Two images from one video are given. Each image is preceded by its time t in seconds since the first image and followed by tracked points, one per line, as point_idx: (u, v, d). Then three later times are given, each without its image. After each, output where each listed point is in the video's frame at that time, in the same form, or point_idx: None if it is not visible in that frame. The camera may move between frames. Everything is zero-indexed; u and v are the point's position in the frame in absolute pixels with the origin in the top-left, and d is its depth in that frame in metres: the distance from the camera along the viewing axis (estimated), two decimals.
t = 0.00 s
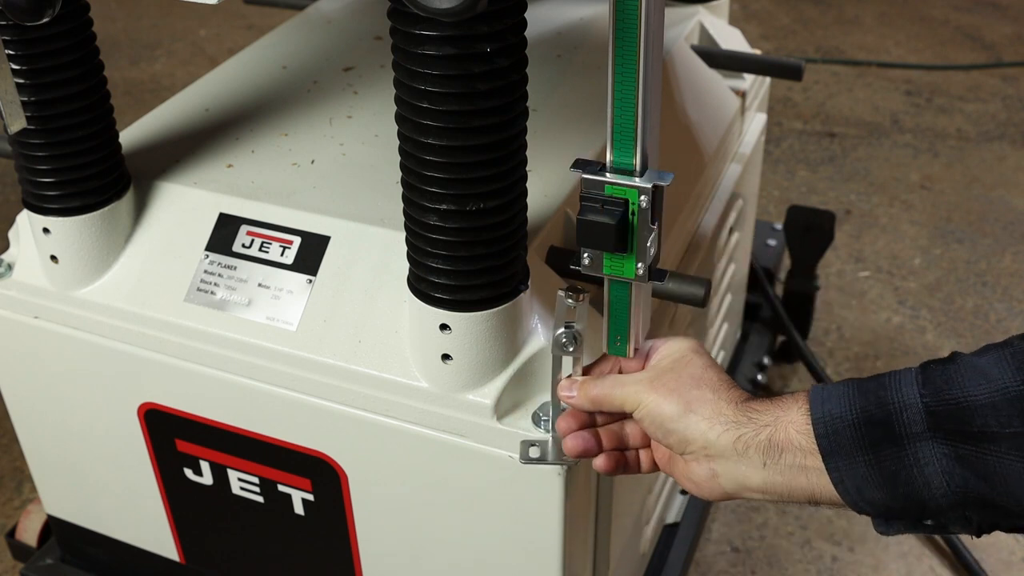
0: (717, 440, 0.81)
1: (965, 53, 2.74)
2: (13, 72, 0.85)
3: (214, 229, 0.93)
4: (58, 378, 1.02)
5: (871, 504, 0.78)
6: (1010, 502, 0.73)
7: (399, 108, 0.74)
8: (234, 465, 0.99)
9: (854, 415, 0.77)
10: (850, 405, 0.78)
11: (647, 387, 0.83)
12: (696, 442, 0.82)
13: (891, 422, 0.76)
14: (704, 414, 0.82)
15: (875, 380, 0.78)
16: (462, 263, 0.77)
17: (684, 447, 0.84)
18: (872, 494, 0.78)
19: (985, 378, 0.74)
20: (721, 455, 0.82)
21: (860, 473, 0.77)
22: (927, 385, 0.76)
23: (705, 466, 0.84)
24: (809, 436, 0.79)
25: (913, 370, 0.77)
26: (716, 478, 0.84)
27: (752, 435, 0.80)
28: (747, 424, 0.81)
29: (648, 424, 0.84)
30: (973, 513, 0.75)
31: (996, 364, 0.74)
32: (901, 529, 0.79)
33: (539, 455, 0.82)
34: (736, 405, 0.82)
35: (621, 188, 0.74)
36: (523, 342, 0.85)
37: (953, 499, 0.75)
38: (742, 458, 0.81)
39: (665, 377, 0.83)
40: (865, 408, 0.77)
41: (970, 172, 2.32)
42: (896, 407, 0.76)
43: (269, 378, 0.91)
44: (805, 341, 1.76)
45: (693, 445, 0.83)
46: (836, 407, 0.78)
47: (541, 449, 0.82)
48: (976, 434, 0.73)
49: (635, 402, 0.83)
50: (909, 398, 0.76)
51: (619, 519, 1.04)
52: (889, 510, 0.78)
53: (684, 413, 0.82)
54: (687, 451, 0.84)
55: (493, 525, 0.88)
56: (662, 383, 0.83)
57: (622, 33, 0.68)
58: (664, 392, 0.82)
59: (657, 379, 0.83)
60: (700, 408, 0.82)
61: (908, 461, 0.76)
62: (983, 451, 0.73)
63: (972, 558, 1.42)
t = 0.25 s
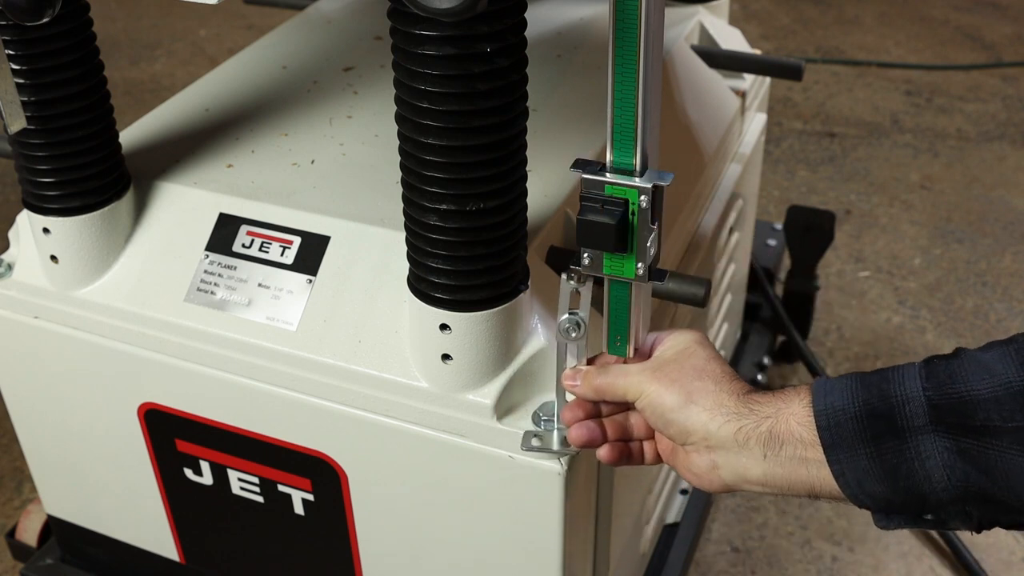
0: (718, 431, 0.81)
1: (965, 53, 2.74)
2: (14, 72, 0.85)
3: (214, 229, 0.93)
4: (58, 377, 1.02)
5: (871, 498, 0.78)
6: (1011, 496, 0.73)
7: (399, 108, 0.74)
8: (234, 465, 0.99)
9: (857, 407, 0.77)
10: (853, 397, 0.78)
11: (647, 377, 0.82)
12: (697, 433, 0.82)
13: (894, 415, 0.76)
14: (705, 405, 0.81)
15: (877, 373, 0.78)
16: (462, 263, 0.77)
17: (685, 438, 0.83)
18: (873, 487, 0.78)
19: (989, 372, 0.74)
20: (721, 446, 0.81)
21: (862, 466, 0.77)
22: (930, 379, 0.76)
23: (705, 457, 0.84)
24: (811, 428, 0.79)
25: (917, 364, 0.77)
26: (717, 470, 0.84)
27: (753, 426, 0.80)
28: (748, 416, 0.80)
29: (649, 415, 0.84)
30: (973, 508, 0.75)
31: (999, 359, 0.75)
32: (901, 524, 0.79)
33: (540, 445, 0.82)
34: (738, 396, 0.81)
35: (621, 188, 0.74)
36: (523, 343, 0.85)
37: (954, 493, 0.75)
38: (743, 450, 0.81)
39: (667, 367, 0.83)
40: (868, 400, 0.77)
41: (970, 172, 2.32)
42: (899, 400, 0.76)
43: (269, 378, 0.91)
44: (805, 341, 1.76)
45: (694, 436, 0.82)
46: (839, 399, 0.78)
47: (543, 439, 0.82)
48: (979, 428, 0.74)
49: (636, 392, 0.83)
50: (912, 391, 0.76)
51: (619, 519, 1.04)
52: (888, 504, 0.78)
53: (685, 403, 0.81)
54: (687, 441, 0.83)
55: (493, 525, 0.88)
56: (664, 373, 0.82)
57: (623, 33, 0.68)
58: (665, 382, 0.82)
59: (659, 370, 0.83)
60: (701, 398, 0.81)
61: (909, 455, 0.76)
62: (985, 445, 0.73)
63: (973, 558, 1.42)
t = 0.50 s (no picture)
0: (718, 427, 0.81)
1: (965, 53, 2.74)
2: (13, 72, 0.85)
3: (214, 229, 0.93)
4: (57, 377, 1.02)
5: (870, 494, 0.78)
6: (1011, 494, 0.74)
7: (399, 108, 0.74)
8: (234, 465, 0.99)
9: (858, 404, 0.77)
10: (854, 394, 0.78)
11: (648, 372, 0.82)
12: (697, 428, 0.81)
13: (895, 412, 0.76)
14: (706, 401, 0.81)
15: (878, 370, 0.78)
16: (462, 263, 0.77)
17: (686, 433, 0.83)
18: (873, 484, 0.78)
19: (990, 369, 0.75)
20: (721, 442, 0.81)
21: (862, 463, 0.77)
22: (931, 376, 0.76)
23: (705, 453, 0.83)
24: (812, 425, 0.79)
25: (917, 361, 0.78)
26: (716, 465, 0.83)
27: (753, 423, 0.80)
28: (749, 412, 0.80)
29: (649, 409, 0.83)
30: (973, 505, 0.76)
31: (1001, 356, 0.75)
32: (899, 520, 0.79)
33: (540, 435, 0.82)
34: (739, 392, 0.81)
35: (621, 188, 0.74)
36: (523, 342, 0.85)
37: (955, 490, 0.75)
38: (743, 446, 0.81)
39: (669, 363, 0.82)
40: (869, 397, 0.77)
41: (970, 172, 2.32)
42: (900, 396, 0.77)
43: (269, 378, 0.91)
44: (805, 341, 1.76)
45: (694, 431, 0.82)
46: (840, 395, 0.78)
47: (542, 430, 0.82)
48: (979, 424, 0.74)
49: (637, 387, 0.82)
50: (914, 388, 0.76)
51: (619, 519, 1.04)
52: (888, 501, 0.78)
53: (686, 398, 0.81)
54: (688, 436, 0.83)
55: (493, 525, 0.88)
56: (665, 368, 0.82)
57: (622, 33, 0.68)
58: (666, 377, 0.81)
59: (660, 364, 0.82)
60: (702, 393, 0.81)
61: (910, 451, 0.76)
62: (986, 442, 0.74)
63: (973, 558, 1.42)
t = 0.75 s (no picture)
0: (717, 425, 0.81)
1: (965, 53, 2.74)
2: (14, 72, 0.85)
3: (214, 229, 0.93)
4: (57, 377, 1.02)
5: (868, 496, 0.78)
6: (1010, 495, 0.74)
7: (399, 108, 0.74)
8: (234, 465, 0.99)
9: (856, 405, 0.77)
10: (852, 395, 0.78)
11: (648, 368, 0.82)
12: (696, 426, 0.82)
13: (893, 413, 0.76)
14: (707, 398, 0.81)
15: (876, 371, 0.78)
16: (462, 263, 0.77)
17: (684, 431, 0.83)
18: (871, 486, 0.77)
19: (988, 370, 0.75)
20: (719, 441, 0.81)
21: (860, 464, 0.77)
22: (929, 377, 0.76)
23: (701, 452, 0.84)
24: (810, 425, 0.79)
25: (916, 362, 0.78)
26: (713, 466, 0.84)
27: (751, 422, 0.80)
28: (747, 411, 0.80)
29: (648, 405, 0.83)
30: (972, 506, 0.75)
31: (999, 358, 0.75)
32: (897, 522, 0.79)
33: (540, 429, 0.82)
34: (739, 392, 0.81)
35: (622, 188, 0.74)
36: (523, 343, 0.85)
37: (953, 491, 0.75)
38: (740, 445, 0.81)
39: (672, 361, 0.82)
40: (867, 398, 0.77)
41: (970, 172, 2.32)
42: (898, 397, 0.77)
43: (269, 378, 0.91)
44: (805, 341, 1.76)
45: (692, 429, 0.82)
46: (837, 396, 0.78)
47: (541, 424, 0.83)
48: (978, 425, 0.74)
49: (637, 383, 0.82)
50: (912, 389, 0.76)
51: (619, 519, 1.04)
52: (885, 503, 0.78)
53: (686, 395, 0.81)
54: (686, 435, 0.83)
55: (493, 525, 0.88)
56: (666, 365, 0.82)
57: (623, 33, 0.68)
58: (668, 373, 0.82)
59: (662, 361, 0.82)
60: (702, 389, 0.81)
61: (908, 452, 0.76)
62: (984, 443, 0.74)
63: (973, 558, 1.42)
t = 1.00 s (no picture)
0: (725, 432, 0.80)
1: (965, 53, 2.74)
2: (14, 72, 0.85)
3: (214, 229, 0.93)
4: (57, 377, 1.02)
5: (874, 503, 0.78)
6: (1016, 503, 0.74)
7: (399, 108, 0.74)
8: (233, 465, 0.99)
9: (861, 412, 0.77)
10: (857, 402, 0.78)
11: (657, 371, 0.82)
12: (704, 433, 0.81)
13: (898, 421, 0.76)
14: (717, 404, 0.80)
15: (881, 377, 0.78)
16: (462, 263, 0.77)
17: (692, 437, 0.83)
18: (877, 493, 0.78)
19: (993, 377, 0.74)
20: (727, 448, 0.81)
21: (866, 471, 0.77)
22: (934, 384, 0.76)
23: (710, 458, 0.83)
24: (816, 432, 0.79)
25: (921, 368, 0.77)
26: (721, 471, 0.83)
27: (759, 428, 0.80)
28: (755, 417, 0.80)
29: (657, 409, 0.83)
30: (978, 513, 0.76)
31: (1004, 365, 0.75)
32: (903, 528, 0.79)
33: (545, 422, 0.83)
34: (748, 398, 0.81)
35: (627, 188, 0.74)
36: (523, 343, 0.85)
37: (959, 498, 0.75)
38: (748, 452, 0.81)
39: (682, 365, 0.82)
40: (872, 405, 0.77)
41: (970, 172, 2.32)
42: (904, 405, 0.76)
43: (269, 378, 0.91)
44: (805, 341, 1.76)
45: (700, 435, 0.82)
46: (842, 404, 0.78)
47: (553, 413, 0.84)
48: (984, 434, 0.74)
49: (647, 387, 0.82)
50: (917, 397, 0.76)
51: (619, 519, 1.04)
52: (891, 510, 0.78)
53: (695, 402, 0.81)
54: (695, 440, 0.83)
55: (493, 525, 0.88)
56: (676, 370, 0.82)
57: (626, 32, 0.68)
58: (677, 379, 0.81)
59: (671, 366, 0.82)
60: (711, 396, 0.81)
61: (914, 460, 0.76)
62: (990, 451, 0.73)
63: (973, 558, 1.42)
